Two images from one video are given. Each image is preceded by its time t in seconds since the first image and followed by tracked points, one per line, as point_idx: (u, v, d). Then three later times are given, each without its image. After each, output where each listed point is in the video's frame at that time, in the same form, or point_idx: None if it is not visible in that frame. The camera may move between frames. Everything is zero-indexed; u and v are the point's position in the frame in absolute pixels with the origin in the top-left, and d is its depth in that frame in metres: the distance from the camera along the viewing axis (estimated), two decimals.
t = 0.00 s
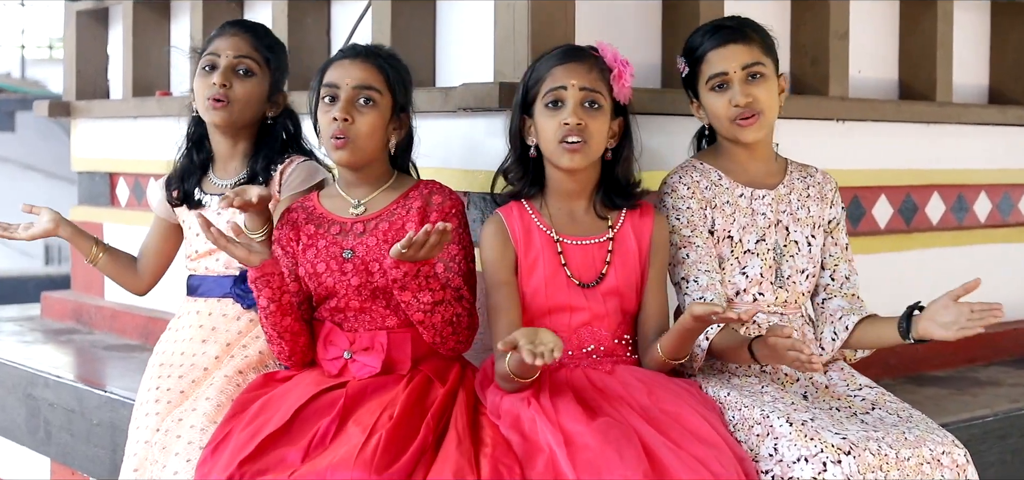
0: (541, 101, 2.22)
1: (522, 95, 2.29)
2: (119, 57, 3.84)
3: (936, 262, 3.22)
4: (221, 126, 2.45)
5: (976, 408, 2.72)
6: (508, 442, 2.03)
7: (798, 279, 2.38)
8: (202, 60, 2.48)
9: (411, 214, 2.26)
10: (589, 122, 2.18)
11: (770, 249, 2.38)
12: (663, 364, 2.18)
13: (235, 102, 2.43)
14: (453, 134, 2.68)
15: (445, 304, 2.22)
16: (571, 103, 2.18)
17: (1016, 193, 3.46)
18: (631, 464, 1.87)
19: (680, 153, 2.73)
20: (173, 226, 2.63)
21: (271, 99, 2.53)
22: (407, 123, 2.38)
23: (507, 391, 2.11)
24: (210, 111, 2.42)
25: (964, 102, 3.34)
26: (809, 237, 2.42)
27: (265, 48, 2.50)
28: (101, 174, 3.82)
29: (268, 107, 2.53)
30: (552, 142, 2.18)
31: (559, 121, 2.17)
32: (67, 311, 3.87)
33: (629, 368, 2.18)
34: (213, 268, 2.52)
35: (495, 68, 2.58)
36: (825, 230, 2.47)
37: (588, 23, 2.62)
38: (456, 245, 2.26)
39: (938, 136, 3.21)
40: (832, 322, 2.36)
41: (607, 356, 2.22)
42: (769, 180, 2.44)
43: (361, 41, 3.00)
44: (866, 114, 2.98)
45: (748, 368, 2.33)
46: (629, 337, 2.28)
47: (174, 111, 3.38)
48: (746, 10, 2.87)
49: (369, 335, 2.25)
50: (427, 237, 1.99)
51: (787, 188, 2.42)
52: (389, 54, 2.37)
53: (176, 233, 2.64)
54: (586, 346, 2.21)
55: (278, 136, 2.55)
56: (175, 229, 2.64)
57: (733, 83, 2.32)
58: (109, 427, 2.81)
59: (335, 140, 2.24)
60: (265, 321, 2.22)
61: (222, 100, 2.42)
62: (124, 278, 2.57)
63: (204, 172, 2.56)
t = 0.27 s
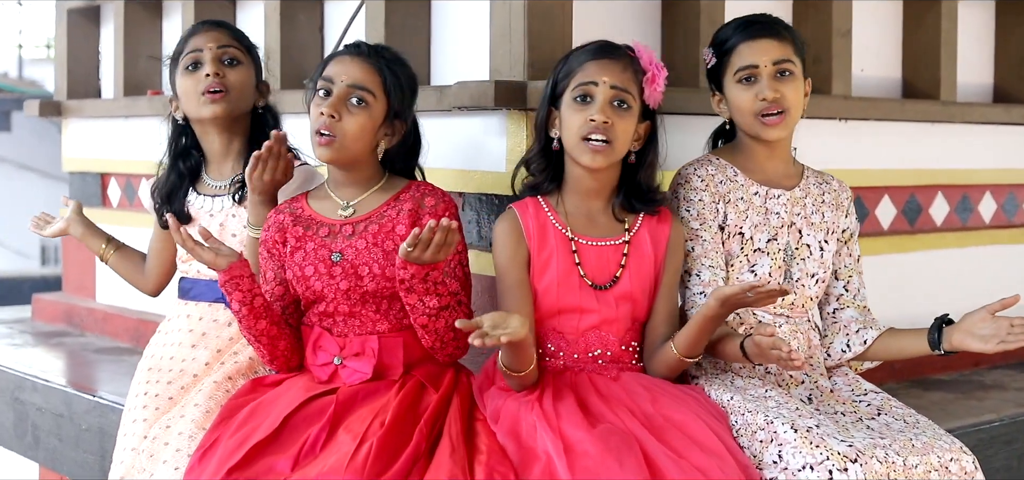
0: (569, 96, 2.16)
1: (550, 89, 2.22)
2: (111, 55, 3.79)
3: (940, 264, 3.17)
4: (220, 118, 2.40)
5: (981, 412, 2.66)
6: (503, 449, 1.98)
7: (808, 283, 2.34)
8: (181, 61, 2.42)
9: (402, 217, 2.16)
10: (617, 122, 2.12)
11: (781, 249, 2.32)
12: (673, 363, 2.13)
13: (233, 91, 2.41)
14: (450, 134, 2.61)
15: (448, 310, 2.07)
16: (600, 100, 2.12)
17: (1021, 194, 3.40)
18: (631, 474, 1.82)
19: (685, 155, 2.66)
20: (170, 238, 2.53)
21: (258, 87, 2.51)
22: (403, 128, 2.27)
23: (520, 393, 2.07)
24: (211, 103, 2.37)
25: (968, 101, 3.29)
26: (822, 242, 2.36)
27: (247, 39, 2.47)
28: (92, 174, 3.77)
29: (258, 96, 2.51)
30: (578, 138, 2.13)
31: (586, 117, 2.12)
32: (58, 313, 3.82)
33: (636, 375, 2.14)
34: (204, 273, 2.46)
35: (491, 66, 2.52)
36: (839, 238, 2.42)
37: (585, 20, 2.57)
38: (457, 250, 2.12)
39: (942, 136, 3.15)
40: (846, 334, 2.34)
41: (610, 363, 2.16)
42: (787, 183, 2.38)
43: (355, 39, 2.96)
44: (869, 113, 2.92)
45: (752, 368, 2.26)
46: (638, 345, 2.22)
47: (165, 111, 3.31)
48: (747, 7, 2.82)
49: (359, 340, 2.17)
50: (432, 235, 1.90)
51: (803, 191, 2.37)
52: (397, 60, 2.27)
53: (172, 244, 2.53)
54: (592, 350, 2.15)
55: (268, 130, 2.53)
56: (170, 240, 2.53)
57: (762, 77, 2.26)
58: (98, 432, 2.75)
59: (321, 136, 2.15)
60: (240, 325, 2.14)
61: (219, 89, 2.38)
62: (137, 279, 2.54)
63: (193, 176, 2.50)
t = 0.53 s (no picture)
0: (603, 101, 2.10)
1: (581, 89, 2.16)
2: (103, 54, 3.75)
3: (944, 266, 3.12)
4: (203, 125, 2.36)
5: (987, 417, 2.61)
6: (498, 456, 1.93)
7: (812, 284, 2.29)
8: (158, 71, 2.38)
9: (402, 220, 2.10)
10: (651, 130, 2.06)
11: (786, 249, 2.27)
12: (684, 367, 2.08)
13: (212, 95, 2.35)
14: (446, 132, 2.56)
15: (450, 318, 2.01)
16: (635, 106, 2.06)
17: None
18: None
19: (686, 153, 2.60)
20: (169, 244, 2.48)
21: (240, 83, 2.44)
22: (409, 130, 2.21)
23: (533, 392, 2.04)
24: (189, 113, 2.33)
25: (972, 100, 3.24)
26: (828, 244, 2.32)
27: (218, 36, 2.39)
28: (84, 174, 3.72)
29: (242, 92, 2.45)
30: (610, 143, 2.08)
31: (620, 123, 2.06)
32: (50, 315, 3.77)
33: (645, 380, 2.09)
34: (197, 275, 2.39)
35: (487, 63, 2.47)
36: (845, 244, 2.37)
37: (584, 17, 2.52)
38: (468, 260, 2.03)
39: (946, 135, 3.10)
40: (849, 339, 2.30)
41: (620, 367, 2.11)
42: (793, 183, 2.34)
43: (349, 37, 2.91)
44: (872, 112, 2.87)
45: (757, 367, 2.23)
46: (648, 351, 2.17)
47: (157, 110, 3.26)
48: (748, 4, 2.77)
49: (353, 344, 2.11)
50: (434, 237, 1.85)
51: (810, 193, 2.33)
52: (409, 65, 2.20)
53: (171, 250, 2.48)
54: (603, 352, 2.10)
55: (257, 128, 2.47)
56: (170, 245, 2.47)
57: (787, 73, 2.23)
58: (87, 437, 2.71)
59: (334, 137, 2.08)
60: (234, 321, 2.09)
61: (195, 97, 2.33)
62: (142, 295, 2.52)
63: (186, 181, 2.48)
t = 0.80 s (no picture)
0: (621, 104, 2.05)
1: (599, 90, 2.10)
2: (93, 55, 3.70)
3: (945, 270, 3.07)
4: (181, 145, 2.30)
5: (990, 424, 2.56)
6: (490, 468, 1.87)
7: (810, 287, 2.23)
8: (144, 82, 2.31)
9: (419, 229, 2.06)
10: (669, 136, 2.01)
11: (784, 251, 2.22)
12: (684, 373, 2.04)
13: (189, 117, 2.27)
14: (437, 135, 2.52)
15: (465, 331, 1.97)
16: (655, 111, 2.01)
17: None
18: None
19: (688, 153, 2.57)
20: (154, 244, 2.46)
21: (226, 97, 2.35)
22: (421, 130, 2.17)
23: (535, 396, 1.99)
24: (165, 136, 2.27)
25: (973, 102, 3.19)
26: (826, 247, 2.26)
27: (201, 51, 2.29)
28: (74, 177, 3.68)
29: (226, 105, 2.36)
30: (625, 146, 2.02)
31: (637, 126, 2.01)
32: (39, 320, 3.72)
33: (645, 388, 2.03)
34: (184, 279, 2.32)
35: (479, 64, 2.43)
36: (841, 247, 2.32)
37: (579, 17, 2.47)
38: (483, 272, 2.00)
39: (947, 137, 3.06)
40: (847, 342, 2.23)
41: (620, 374, 2.07)
42: (788, 186, 2.28)
43: (339, 38, 2.88)
44: (872, 114, 2.83)
45: (757, 371, 2.17)
46: (650, 359, 2.12)
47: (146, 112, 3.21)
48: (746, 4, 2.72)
49: (353, 352, 2.05)
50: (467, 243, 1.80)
51: (807, 196, 2.27)
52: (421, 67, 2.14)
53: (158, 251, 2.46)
54: (606, 359, 2.05)
55: (243, 141, 2.38)
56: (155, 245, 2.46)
57: (799, 77, 2.18)
58: (73, 445, 2.66)
59: (364, 142, 2.02)
60: (244, 323, 2.01)
61: (172, 120, 2.26)
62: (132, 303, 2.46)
63: (174, 182, 2.42)
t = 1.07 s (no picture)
0: (620, 111, 2.00)
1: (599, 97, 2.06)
2: (84, 58, 3.67)
3: (945, 276, 3.03)
4: (166, 145, 2.25)
5: (991, 433, 2.53)
6: None
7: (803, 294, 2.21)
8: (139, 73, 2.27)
9: (429, 240, 2.03)
10: (669, 146, 1.97)
11: (776, 257, 2.19)
12: (679, 382, 2.00)
13: (179, 118, 2.22)
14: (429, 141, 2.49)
15: (470, 345, 1.93)
16: (656, 119, 1.97)
17: None
18: None
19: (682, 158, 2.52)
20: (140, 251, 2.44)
21: (221, 107, 2.31)
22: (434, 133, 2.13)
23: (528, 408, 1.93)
24: (151, 132, 2.22)
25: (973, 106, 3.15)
26: (819, 252, 2.23)
27: (204, 55, 2.26)
28: (65, 181, 3.64)
29: (219, 116, 2.32)
30: (624, 155, 1.97)
31: (637, 134, 1.96)
32: (30, 326, 3.68)
33: (640, 398, 1.99)
34: (173, 289, 2.28)
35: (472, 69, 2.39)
36: (835, 250, 2.30)
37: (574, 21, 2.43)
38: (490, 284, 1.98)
39: (947, 142, 3.02)
40: (847, 344, 2.21)
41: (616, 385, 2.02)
42: (779, 190, 2.26)
43: (331, 41, 2.85)
44: (871, 119, 2.79)
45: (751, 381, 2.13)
46: (645, 370, 2.07)
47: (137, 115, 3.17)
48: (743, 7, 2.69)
49: (351, 363, 2.01)
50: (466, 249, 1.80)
51: (798, 200, 2.25)
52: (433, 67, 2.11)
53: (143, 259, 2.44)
54: (602, 369, 2.01)
55: (232, 154, 2.34)
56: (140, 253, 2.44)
57: (798, 88, 2.14)
58: (61, 455, 2.62)
59: (368, 148, 1.98)
60: (249, 328, 1.97)
61: (162, 117, 2.21)
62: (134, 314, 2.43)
63: (160, 189, 2.38)
